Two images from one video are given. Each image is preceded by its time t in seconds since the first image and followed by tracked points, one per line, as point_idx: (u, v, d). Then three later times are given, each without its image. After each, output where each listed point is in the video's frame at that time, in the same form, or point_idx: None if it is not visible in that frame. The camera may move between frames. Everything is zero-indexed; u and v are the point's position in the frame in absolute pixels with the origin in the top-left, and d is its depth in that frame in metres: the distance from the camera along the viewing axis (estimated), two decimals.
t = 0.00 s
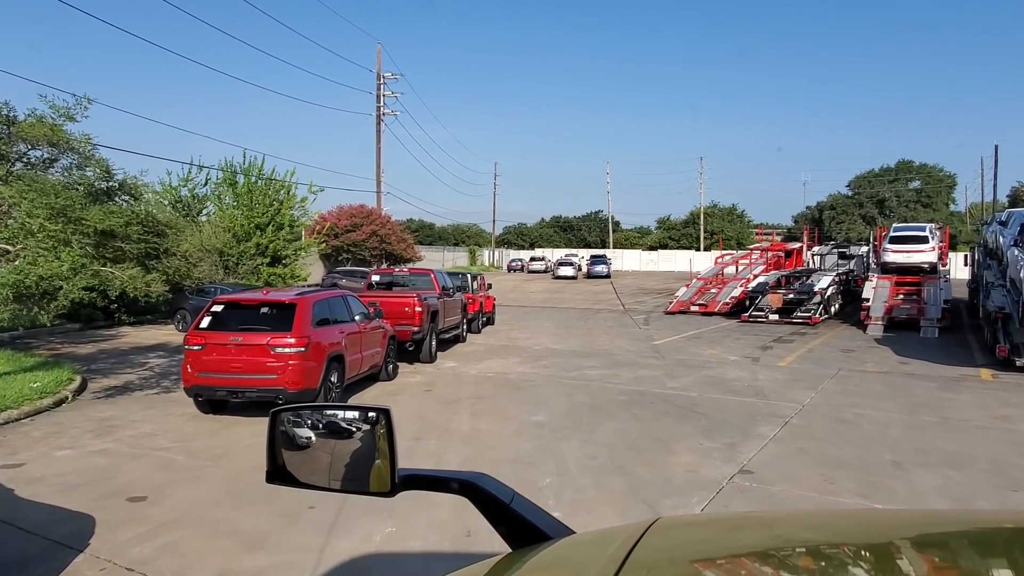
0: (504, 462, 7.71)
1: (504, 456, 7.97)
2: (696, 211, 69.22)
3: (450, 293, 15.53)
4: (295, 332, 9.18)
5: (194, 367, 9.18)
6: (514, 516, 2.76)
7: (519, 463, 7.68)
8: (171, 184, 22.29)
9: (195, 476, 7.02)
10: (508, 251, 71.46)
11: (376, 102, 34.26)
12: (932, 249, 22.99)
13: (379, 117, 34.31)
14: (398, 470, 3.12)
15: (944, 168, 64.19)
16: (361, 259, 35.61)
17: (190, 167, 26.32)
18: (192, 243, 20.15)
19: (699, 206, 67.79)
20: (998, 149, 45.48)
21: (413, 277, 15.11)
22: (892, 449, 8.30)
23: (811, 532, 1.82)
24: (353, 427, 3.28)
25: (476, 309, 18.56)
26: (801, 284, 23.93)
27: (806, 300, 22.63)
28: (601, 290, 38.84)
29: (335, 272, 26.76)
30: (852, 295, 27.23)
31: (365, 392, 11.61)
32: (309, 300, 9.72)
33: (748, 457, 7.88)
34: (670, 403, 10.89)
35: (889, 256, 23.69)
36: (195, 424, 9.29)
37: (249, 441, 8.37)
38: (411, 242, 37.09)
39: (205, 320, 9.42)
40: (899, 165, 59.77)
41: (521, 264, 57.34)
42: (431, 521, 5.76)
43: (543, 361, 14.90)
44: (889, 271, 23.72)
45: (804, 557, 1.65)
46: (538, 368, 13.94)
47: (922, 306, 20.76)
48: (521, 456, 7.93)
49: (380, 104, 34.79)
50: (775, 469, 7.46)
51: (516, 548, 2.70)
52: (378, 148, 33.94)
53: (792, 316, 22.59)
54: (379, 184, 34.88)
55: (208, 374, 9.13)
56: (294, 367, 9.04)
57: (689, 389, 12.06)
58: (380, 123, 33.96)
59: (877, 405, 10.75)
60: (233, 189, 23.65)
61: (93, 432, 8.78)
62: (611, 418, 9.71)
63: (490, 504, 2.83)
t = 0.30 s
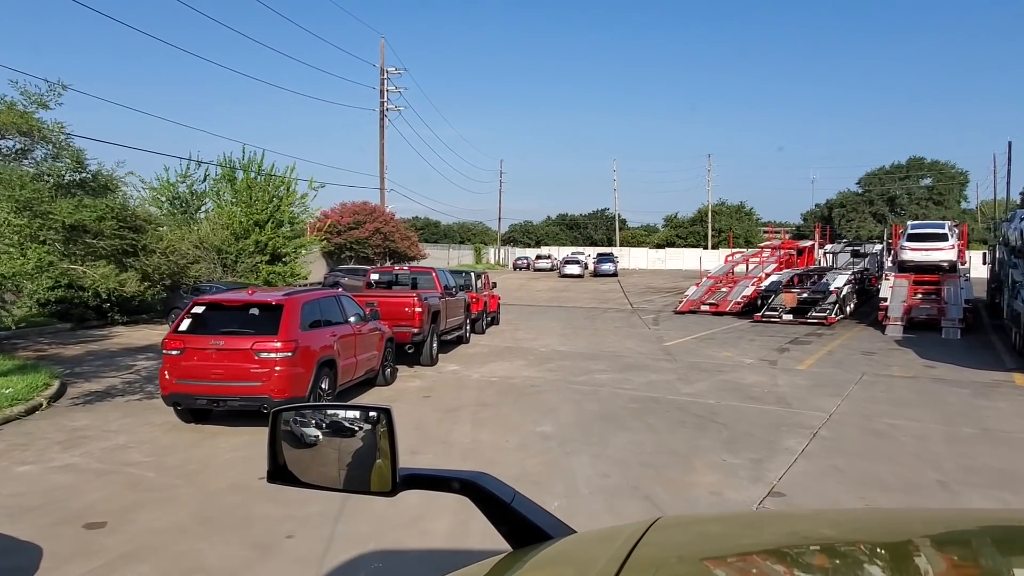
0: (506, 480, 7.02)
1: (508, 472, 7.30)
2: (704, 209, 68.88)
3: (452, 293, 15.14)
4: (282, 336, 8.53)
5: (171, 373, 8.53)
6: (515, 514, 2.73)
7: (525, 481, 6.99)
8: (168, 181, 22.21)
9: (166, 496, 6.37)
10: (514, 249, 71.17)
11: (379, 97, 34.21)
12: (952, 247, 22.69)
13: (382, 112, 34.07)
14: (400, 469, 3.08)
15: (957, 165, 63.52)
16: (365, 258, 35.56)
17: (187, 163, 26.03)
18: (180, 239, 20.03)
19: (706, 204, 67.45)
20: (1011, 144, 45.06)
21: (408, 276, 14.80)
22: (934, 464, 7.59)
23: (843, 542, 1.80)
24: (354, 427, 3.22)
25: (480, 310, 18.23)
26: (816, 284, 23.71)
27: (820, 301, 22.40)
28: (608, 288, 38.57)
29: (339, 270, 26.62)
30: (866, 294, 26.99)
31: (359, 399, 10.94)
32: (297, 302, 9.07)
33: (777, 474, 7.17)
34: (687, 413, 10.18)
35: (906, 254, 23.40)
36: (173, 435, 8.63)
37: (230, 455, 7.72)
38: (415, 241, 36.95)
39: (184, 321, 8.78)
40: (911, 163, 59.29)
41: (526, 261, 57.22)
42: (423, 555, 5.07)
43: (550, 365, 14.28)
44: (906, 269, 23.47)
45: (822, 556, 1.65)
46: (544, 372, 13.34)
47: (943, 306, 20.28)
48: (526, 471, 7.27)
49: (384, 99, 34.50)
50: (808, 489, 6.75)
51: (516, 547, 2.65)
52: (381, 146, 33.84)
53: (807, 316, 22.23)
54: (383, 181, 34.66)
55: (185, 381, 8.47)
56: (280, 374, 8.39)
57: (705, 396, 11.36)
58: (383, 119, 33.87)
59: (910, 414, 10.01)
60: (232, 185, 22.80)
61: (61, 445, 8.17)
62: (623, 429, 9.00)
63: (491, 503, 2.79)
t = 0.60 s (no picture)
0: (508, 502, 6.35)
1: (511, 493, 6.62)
2: (710, 206, 68.56)
3: (452, 293, 14.66)
4: (264, 341, 7.83)
5: (142, 381, 7.80)
6: (517, 515, 2.68)
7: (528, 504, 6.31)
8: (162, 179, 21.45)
9: (126, 523, 5.70)
10: (519, 249, 70.90)
11: (382, 93, 34.13)
12: (971, 245, 22.46)
13: (384, 108, 33.79)
14: (401, 469, 3.00)
15: (967, 162, 63.01)
16: (366, 255, 35.66)
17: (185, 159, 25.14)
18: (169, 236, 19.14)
19: (713, 201, 67.07)
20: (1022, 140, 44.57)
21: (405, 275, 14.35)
22: (981, 483, 6.91)
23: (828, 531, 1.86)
24: (356, 426, 3.16)
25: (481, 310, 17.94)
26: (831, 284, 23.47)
27: (835, 300, 22.13)
28: (614, 287, 38.24)
29: (340, 268, 26.35)
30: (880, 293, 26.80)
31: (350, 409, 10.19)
32: (280, 303, 8.37)
33: (810, 497, 6.47)
34: (704, 423, 9.42)
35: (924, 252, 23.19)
36: (146, 448, 7.94)
37: (204, 473, 7.04)
38: (418, 238, 36.76)
39: (158, 324, 8.03)
40: (920, 160, 58.95)
41: (530, 259, 57.18)
42: None
43: (555, 369, 13.59)
44: (923, 268, 23.27)
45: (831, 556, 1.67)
46: (549, 376, 12.67)
47: (964, 306, 19.95)
48: (530, 493, 6.59)
49: (386, 93, 34.17)
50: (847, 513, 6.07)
51: (518, 547, 2.61)
52: (383, 142, 33.64)
53: (822, 315, 21.90)
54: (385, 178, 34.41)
55: (157, 390, 7.74)
56: (261, 383, 7.69)
57: (723, 403, 10.62)
58: (385, 115, 33.75)
59: (947, 424, 9.29)
60: (230, 182, 21.92)
61: (22, 460, 7.51)
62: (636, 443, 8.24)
63: (493, 503, 2.73)
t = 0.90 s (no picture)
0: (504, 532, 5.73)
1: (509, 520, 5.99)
2: (716, 205, 68.31)
3: (451, 293, 14.33)
4: (239, 349, 7.07)
5: (106, 392, 7.09)
6: (517, 514, 2.73)
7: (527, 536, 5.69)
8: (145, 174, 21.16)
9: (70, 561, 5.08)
10: (523, 247, 70.78)
11: (383, 90, 34.09)
12: (989, 244, 22.29)
13: (386, 106, 33.76)
14: (401, 469, 2.95)
15: (977, 161, 62.64)
16: (367, 254, 35.74)
17: (181, 155, 24.84)
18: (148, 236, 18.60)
19: (719, 200, 66.78)
20: None
21: (404, 274, 14.10)
22: None
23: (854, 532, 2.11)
24: (357, 424, 3.11)
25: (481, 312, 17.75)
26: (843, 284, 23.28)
27: (848, 301, 21.82)
28: (620, 287, 37.99)
29: (340, 267, 26.04)
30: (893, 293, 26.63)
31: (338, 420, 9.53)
32: (260, 306, 7.63)
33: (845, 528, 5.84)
34: (720, 438, 8.79)
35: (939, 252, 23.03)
36: (111, 467, 7.34)
37: (169, 497, 6.41)
38: (419, 236, 36.58)
39: (125, 329, 7.32)
40: (929, 159, 58.70)
41: (534, 258, 57.20)
42: None
43: (560, 375, 13.00)
44: (939, 268, 23.09)
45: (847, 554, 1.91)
46: (553, 383, 12.07)
47: (983, 307, 19.76)
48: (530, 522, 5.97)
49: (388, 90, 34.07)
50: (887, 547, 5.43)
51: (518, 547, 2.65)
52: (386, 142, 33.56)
53: (835, 317, 21.58)
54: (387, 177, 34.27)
55: (122, 403, 7.02)
56: (236, 394, 6.94)
57: (740, 415, 9.97)
58: (387, 111, 33.74)
59: (986, 440, 8.64)
60: (225, 178, 20.87)
61: None
62: (645, 462, 7.61)
63: (494, 503, 2.78)
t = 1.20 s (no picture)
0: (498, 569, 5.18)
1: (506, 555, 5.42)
2: (721, 204, 68.15)
3: (449, 294, 14.07)
4: (206, 360, 6.55)
5: (61, 406, 6.55)
6: (516, 512, 2.89)
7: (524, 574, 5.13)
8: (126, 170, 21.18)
9: None
10: (525, 246, 70.67)
11: (383, 86, 34.03)
12: (1007, 244, 22.09)
13: (385, 102, 33.69)
14: (403, 467, 3.10)
15: (987, 160, 62.34)
16: (367, 253, 35.72)
17: (174, 151, 24.50)
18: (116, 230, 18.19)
19: (724, 199, 66.60)
20: None
21: (401, 274, 13.85)
22: None
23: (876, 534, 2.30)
24: (358, 424, 3.27)
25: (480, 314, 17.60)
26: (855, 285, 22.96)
27: (862, 303, 21.47)
28: (626, 288, 37.78)
29: (338, 266, 25.71)
30: (906, 294, 26.48)
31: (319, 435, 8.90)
32: (232, 310, 7.09)
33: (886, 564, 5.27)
34: (741, 456, 8.24)
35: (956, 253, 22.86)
36: (65, 489, 6.79)
37: (125, 526, 5.86)
38: (419, 234, 36.48)
39: (81, 335, 6.77)
40: (937, 157, 58.46)
41: (537, 258, 57.26)
42: None
43: (564, 383, 12.49)
44: (955, 268, 22.90)
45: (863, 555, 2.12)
46: (558, 392, 11.57)
47: (1003, 309, 19.41)
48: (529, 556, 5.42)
49: (389, 86, 34.04)
50: None
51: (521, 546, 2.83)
52: (386, 140, 33.51)
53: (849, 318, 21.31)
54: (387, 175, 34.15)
55: (77, 418, 6.48)
56: (203, 410, 6.44)
57: (759, 428, 9.44)
58: (387, 108, 33.68)
59: None
60: (220, 176, 20.79)
61: None
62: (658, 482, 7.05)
63: (495, 500, 2.93)
